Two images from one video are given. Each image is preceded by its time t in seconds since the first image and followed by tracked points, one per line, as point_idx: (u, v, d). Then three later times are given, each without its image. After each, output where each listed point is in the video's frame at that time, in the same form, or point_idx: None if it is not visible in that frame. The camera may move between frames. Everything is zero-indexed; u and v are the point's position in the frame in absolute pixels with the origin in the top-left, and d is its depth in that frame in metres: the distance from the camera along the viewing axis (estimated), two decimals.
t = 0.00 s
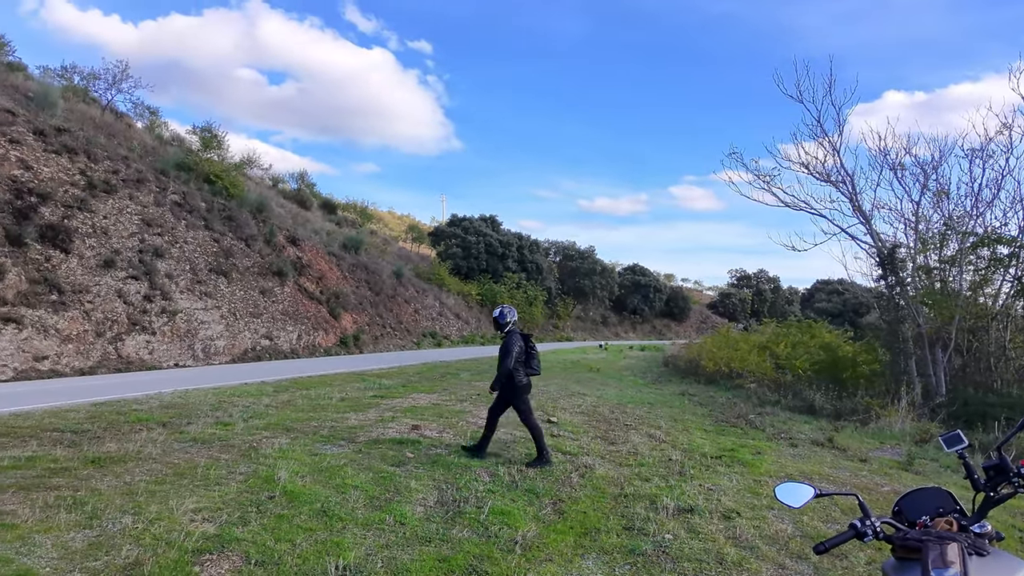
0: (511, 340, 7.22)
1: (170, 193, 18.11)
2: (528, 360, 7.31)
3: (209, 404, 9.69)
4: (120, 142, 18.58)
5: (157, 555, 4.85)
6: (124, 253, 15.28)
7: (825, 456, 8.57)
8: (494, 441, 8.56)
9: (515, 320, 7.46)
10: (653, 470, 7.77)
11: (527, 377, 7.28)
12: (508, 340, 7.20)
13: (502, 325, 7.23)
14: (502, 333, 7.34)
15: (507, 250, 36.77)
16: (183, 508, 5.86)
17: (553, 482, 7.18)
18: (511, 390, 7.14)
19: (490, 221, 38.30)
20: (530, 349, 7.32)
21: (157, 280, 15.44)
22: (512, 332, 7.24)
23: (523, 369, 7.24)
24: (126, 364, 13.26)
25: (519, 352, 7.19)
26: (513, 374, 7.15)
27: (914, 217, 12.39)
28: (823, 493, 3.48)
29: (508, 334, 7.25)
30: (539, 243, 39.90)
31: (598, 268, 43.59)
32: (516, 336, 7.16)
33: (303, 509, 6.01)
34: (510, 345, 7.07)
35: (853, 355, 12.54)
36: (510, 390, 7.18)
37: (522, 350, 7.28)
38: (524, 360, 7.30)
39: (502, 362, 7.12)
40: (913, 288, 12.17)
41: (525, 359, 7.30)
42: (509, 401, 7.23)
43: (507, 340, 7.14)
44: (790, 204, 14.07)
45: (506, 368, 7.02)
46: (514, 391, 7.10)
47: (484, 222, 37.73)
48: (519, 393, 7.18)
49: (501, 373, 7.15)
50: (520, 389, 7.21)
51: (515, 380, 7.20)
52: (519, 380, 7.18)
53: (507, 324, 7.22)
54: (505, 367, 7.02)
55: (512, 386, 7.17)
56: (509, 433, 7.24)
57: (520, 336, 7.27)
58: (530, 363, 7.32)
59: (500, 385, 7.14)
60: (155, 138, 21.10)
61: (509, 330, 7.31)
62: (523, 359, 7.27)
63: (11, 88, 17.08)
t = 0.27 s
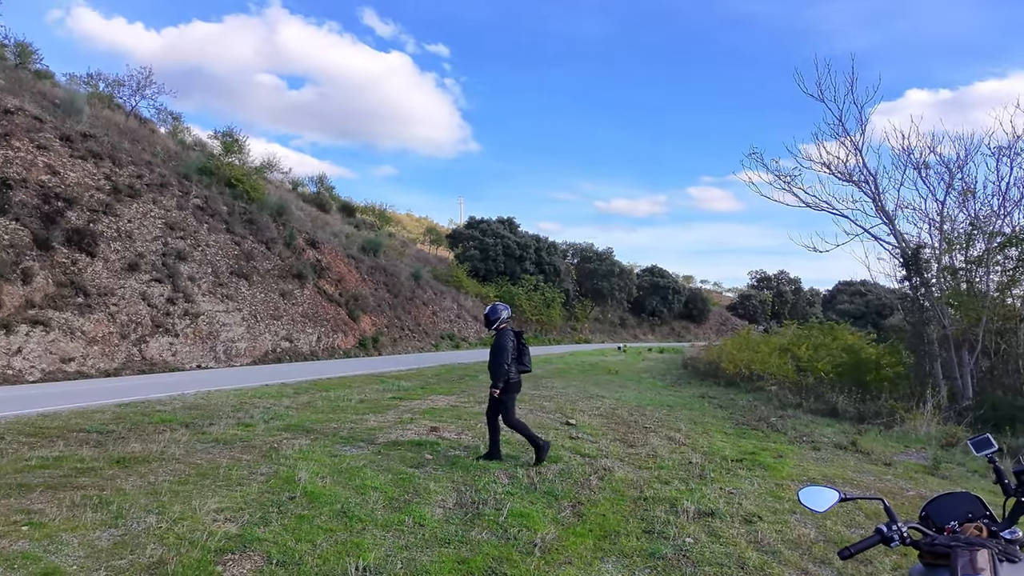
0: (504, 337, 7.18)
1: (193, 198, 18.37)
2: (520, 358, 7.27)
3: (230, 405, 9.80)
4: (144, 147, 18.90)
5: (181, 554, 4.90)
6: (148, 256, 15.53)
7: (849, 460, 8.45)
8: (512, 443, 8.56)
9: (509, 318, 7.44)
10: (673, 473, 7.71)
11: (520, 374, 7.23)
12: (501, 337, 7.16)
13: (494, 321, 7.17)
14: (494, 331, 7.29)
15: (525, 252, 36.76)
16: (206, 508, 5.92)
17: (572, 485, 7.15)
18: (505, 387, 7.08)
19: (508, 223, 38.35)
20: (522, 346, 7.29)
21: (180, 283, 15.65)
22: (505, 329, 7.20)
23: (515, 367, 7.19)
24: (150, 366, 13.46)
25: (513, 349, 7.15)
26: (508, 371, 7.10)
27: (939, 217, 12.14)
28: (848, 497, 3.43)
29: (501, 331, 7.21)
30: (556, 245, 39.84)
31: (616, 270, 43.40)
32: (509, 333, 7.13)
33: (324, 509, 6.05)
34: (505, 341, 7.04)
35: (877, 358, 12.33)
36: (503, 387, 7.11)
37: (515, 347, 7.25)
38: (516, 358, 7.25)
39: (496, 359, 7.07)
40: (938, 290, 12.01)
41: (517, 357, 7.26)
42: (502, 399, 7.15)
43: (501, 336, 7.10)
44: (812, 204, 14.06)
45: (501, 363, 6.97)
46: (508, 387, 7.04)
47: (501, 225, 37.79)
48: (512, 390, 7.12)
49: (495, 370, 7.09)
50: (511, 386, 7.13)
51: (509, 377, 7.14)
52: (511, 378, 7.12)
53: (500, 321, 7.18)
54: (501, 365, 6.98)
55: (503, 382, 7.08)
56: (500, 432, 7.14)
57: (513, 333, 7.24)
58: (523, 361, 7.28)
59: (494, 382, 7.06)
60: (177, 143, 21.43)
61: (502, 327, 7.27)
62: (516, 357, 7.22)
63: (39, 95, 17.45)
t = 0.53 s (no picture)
0: (506, 337, 7.11)
1: (217, 202, 18.64)
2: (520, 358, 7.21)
3: (254, 406, 9.91)
4: (169, 152, 19.22)
5: (206, 553, 4.96)
6: (174, 259, 15.79)
7: (875, 464, 8.31)
8: (533, 445, 8.55)
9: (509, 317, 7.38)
10: (695, 476, 7.64)
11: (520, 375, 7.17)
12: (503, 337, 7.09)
13: (497, 320, 7.11)
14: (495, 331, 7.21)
15: (545, 254, 36.74)
16: (230, 508, 5.99)
17: (593, 487, 7.12)
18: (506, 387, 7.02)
19: (528, 225, 38.37)
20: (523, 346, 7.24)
21: (204, 286, 15.89)
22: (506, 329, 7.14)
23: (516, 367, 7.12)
24: (175, 368, 13.67)
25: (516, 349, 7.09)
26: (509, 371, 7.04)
27: (969, 216, 11.89)
28: (877, 502, 3.38)
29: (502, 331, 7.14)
30: (576, 247, 39.75)
31: (636, 272, 43.16)
32: (512, 333, 7.07)
33: (346, 510, 6.09)
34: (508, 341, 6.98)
35: (904, 360, 12.12)
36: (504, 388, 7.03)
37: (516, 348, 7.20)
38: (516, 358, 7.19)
39: (499, 358, 6.99)
40: (966, 290, 11.68)
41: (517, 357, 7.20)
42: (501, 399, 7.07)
43: (503, 336, 7.04)
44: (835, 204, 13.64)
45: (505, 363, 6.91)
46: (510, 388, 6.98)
47: (521, 227, 37.84)
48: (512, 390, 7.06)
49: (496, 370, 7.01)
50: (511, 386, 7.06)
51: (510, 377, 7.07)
52: (512, 378, 7.06)
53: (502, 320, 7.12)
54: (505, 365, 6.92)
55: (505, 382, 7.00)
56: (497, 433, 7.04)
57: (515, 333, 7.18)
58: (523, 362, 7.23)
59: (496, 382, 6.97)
60: (201, 148, 21.77)
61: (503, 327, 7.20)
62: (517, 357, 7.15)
63: (68, 102, 17.84)
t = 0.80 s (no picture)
0: (503, 345, 7.05)
1: (242, 206, 18.91)
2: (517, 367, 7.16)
3: (279, 407, 10.04)
4: (196, 157, 19.55)
5: (234, 553, 5.03)
6: (201, 263, 16.06)
7: (906, 468, 8.15)
8: (556, 448, 8.53)
9: (507, 324, 7.33)
10: (721, 480, 7.55)
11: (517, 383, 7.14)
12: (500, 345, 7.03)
13: (495, 327, 7.08)
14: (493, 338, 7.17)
15: (567, 256, 36.66)
16: (257, 508, 6.07)
17: (617, 490, 7.07)
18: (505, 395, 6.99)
19: (550, 227, 38.36)
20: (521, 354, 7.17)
21: (231, 289, 16.13)
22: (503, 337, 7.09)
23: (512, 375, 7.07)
24: (203, 369, 13.89)
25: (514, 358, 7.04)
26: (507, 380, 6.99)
27: (1002, 215, 11.63)
28: (911, 508, 3.31)
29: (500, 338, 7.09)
30: (598, 248, 39.60)
31: (659, 273, 42.86)
32: (510, 342, 7.00)
33: (370, 511, 6.13)
34: (506, 349, 6.91)
35: (935, 362, 11.88)
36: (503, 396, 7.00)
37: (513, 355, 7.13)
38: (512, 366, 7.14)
39: (497, 366, 6.94)
40: (1001, 291, 11.31)
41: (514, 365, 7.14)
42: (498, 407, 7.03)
43: (501, 344, 6.98)
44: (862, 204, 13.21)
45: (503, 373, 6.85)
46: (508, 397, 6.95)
47: (543, 228, 37.83)
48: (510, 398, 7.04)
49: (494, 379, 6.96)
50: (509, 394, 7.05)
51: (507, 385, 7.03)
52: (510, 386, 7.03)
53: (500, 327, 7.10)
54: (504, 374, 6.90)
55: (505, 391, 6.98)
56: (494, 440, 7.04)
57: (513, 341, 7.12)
58: (520, 370, 7.18)
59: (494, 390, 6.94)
60: (227, 153, 22.12)
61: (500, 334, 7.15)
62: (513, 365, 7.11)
63: (99, 109, 18.24)
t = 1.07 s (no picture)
0: (499, 344, 6.97)
1: (268, 209, 19.17)
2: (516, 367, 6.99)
3: (306, 408, 10.15)
4: (224, 162, 19.89)
5: (263, 552, 5.09)
6: (229, 265, 16.31)
7: (940, 473, 7.97)
8: (581, 450, 8.50)
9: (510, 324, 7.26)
10: (748, 483, 7.46)
11: (516, 383, 6.98)
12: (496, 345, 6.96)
13: (493, 327, 7.08)
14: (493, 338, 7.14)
15: (590, 257, 36.54)
16: (286, 508, 6.14)
17: (643, 494, 7.03)
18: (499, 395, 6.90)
19: (572, 228, 38.30)
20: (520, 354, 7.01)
21: (257, 291, 16.35)
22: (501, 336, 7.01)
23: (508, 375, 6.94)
24: (230, 370, 14.10)
25: (507, 358, 6.91)
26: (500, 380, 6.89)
27: None
28: (949, 515, 3.24)
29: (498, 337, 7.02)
30: (621, 250, 39.41)
31: (684, 274, 42.51)
32: (504, 341, 6.91)
33: (396, 512, 6.16)
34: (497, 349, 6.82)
35: (969, 365, 11.60)
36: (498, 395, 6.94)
37: (511, 355, 6.99)
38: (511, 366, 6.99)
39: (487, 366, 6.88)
40: None
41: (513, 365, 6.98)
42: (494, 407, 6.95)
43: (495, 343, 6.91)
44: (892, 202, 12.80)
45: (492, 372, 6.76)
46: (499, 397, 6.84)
47: (565, 230, 37.78)
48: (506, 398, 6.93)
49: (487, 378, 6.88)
50: (504, 393, 6.96)
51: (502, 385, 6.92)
52: (505, 386, 6.93)
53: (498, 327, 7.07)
54: (491, 374, 6.80)
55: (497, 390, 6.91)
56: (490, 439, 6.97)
57: (510, 341, 7.00)
58: (520, 371, 7.00)
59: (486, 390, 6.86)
60: (254, 157, 22.45)
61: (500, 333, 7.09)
62: (510, 365, 6.98)
63: (130, 116, 18.65)
